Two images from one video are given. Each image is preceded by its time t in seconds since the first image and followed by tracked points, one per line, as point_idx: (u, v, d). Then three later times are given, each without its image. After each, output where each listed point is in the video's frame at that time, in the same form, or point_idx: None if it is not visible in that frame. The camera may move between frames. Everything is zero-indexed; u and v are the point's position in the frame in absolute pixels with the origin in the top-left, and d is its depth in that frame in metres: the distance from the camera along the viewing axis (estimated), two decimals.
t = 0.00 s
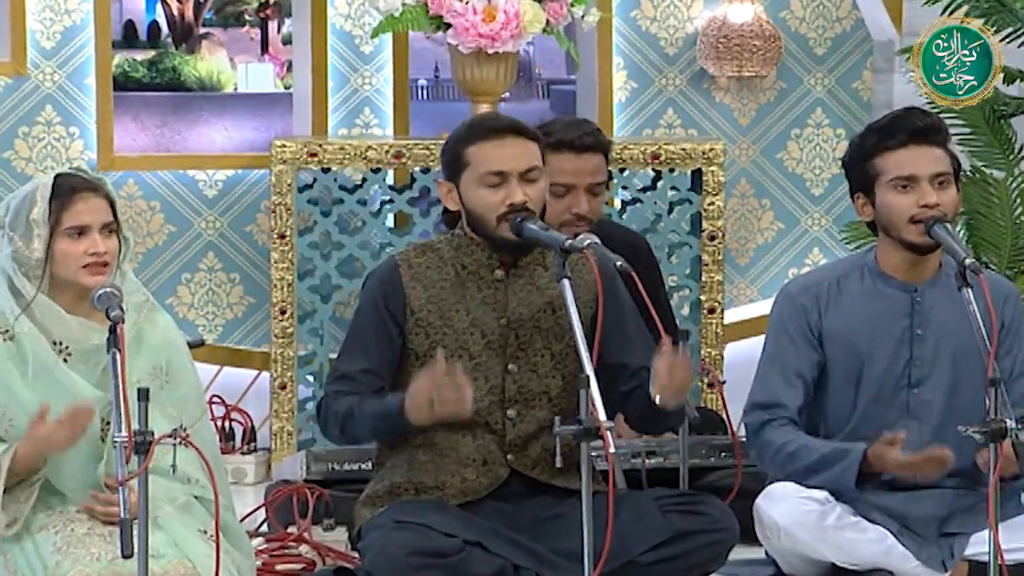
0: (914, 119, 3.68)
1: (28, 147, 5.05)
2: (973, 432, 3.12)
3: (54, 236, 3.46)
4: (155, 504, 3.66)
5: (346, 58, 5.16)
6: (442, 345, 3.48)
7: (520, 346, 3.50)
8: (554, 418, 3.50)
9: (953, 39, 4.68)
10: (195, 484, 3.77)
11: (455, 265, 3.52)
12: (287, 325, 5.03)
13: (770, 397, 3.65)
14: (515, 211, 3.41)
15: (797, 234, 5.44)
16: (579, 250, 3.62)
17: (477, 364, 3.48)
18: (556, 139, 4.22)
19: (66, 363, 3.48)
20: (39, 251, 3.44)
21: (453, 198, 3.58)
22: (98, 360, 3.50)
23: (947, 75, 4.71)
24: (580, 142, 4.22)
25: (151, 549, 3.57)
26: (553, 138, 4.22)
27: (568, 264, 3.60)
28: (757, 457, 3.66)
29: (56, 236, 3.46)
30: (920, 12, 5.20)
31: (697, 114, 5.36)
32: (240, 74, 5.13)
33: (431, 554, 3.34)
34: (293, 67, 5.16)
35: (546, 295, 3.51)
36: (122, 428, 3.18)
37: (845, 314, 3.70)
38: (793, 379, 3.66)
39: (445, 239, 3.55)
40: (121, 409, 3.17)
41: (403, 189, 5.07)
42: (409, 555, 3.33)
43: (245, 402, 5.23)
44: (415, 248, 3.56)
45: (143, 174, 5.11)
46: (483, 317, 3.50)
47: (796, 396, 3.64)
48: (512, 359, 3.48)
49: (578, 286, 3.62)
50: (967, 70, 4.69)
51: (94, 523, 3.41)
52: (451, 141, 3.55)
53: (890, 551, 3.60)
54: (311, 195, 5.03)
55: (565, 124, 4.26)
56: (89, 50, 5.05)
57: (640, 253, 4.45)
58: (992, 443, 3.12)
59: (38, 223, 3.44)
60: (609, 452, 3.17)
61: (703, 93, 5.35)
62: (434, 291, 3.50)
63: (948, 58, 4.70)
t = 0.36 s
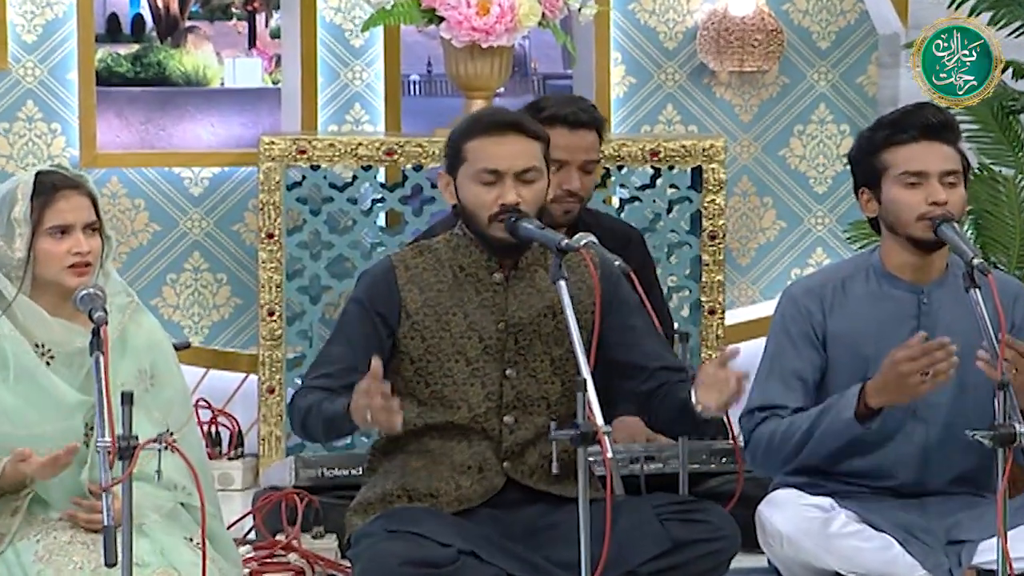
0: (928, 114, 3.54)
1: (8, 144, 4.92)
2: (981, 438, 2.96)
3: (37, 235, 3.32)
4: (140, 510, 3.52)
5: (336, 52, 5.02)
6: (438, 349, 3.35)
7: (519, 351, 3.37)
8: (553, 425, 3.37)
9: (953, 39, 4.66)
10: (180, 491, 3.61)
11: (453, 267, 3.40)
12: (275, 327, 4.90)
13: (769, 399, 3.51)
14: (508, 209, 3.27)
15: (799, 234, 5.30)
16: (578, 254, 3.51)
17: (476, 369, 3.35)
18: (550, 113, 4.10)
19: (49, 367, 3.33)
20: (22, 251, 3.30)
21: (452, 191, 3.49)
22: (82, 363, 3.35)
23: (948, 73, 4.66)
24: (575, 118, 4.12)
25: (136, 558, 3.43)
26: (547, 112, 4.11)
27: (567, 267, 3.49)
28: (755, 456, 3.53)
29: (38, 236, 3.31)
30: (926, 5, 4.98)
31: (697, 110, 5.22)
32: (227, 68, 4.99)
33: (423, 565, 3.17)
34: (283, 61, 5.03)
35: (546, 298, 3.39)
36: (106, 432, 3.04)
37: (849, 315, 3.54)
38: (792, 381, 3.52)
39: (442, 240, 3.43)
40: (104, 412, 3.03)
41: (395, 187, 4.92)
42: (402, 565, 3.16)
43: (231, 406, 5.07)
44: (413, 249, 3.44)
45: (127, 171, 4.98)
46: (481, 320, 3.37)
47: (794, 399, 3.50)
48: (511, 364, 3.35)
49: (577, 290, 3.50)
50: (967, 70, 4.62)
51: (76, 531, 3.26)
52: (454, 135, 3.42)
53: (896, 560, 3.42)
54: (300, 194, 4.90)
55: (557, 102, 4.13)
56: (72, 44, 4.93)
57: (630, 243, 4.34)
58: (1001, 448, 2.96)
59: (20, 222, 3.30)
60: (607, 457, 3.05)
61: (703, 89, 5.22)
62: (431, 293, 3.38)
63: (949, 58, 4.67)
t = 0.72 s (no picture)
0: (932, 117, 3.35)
1: None
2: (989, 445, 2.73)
3: (19, 237, 3.17)
4: (124, 520, 3.37)
5: (326, 48, 4.88)
6: (434, 352, 3.23)
7: (518, 354, 3.26)
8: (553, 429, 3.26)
9: (953, 39, 4.61)
10: (167, 499, 3.48)
11: (450, 268, 3.29)
12: (264, 331, 4.74)
13: (770, 410, 3.15)
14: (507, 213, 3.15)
15: (804, 234, 5.16)
16: (580, 254, 3.40)
17: (474, 374, 3.24)
18: (549, 105, 3.90)
19: (30, 372, 3.18)
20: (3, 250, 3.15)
21: (449, 186, 3.37)
22: (65, 368, 3.21)
23: (947, 74, 4.59)
24: (575, 110, 3.91)
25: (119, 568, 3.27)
26: (546, 104, 3.90)
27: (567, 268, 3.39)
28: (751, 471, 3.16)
29: (21, 237, 3.16)
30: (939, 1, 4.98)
31: (698, 107, 5.08)
32: (214, 64, 4.86)
33: None
34: (271, 56, 4.88)
35: (546, 298, 3.28)
36: (89, 439, 2.89)
37: (855, 321, 3.18)
38: (791, 391, 3.15)
39: (440, 239, 3.32)
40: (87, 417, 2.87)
41: (387, 187, 4.78)
42: None
43: (218, 413, 4.92)
44: (409, 248, 3.34)
45: (112, 171, 4.85)
46: (479, 322, 3.26)
47: (794, 410, 3.14)
48: (510, 368, 3.24)
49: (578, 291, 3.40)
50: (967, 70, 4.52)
51: (59, 541, 3.10)
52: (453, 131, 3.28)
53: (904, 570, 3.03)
54: (290, 193, 4.75)
55: (560, 93, 3.93)
56: (55, 38, 4.80)
57: (639, 244, 4.19)
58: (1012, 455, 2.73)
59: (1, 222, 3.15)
60: (606, 464, 2.94)
61: (704, 85, 5.08)
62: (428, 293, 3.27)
63: (948, 58, 4.62)
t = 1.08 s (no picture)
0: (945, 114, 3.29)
1: None
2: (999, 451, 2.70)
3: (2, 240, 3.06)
4: (108, 529, 3.27)
5: (317, 43, 4.76)
6: (425, 356, 3.18)
7: (512, 357, 3.21)
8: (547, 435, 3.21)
9: (953, 39, 4.30)
10: (152, 507, 3.39)
11: (441, 269, 3.24)
12: (252, 335, 4.60)
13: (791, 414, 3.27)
14: (504, 208, 3.10)
15: (809, 235, 5.02)
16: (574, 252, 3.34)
17: (466, 377, 3.19)
18: (582, 129, 3.74)
19: (10, 380, 3.11)
20: None
21: (437, 185, 3.30)
22: (47, 375, 3.13)
23: (947, 75, 4.32)
24: (608, 135, 3.74)
25: None
26: (579, 127, 3.75)
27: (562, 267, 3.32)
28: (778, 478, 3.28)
29: (5, 239, 3.06)
30: None
31: (700, 105, 4.94)
32: (201, 60, 4.71)
33: None
34: (259, 51, 4.74)
35: (538, 300, 3.23)
36: (72, 448, 2.84)
37: (863, 323, 3.30)
38: (810, 394, 3.27)
39: (429, 240, 3.27)
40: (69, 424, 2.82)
41: (379, 186, 4.64)
42: None
43: (205, 419, 4.78)
44: (399, 250, 3.29)
45: (95, 170, 4.70)
46: (471, 325, 3.20)
47: (811, 411, 3.26)
48: (503, 371, 3.19)
49: (572, 290, 3.33)
50: (968, 70, 4.28)
51: (39, 552, 3.04)
52: (440, 126, 3.24)
53: None
54: (279, 193, 4.61)
55: (595, 113, 3.77)
56: (36, 33, 4.66)
57: (661, 261, 4.12)
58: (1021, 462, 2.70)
59: None
60: (604, 473, 2.82)
61: (706, 82, 4.94)
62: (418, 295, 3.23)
63: (948, 59, 4.32)
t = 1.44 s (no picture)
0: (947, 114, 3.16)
1: None
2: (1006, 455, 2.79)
3: None
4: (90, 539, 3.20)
5: (306, 39, 4.64)
6: (415, 360, 3.10)
7: (504, 362, 3.13)
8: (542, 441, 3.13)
9: (954, 38, 4.07)
10: (134, 514, 3.32)
11: (432, 272, 3.18)
12: (239, 340, 4.47)
13: (798, 421, 3.15)
14: (497, 207, 3.07)
15: (811, 236, 4.89)
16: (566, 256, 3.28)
17: (457, 383, 3.11)
18: (603, 153, 3.68)
19: None
20: None
21: (426, 187, 3.24)
22: (23, 379, 3.13)
23: (945, 75, 4.09)
24: (631, 161, 3.67)
25: None
26: (600, 152, 3.69)
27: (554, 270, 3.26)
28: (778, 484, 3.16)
29: None
30: None
31: (700, 102, 4.82)
32: (186, 57, 4.58)
33: None
34: (246, 47, 4.60)
35: (531, 303, 3.16)
36: (55, 454, 2.79)
37: (869, 327, 3.17)
38: (815, 400, 3.15)
39: (418, 242, 3.21)
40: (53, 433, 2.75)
41: (370, 186, 4.51)
42: None
43: (190, 426, 4.65)
44: (388, 253, 3.23)
45: (78, 169, 4.58)
46: (462, 329, 3.13)
47: (819, 418, 3.14)
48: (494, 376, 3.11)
49: (564, 294, 3.26)
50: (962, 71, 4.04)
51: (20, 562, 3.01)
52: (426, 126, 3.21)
53: None
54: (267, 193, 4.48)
55: (615, 137, 3.72)
56: (16, 29, 4.53)
57: (674, 268, 4.12)
58: None
59: None
60: (601, 482, 2.71)
61: (707, 80, 4.82)
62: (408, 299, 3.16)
63: (947, 60, 4.09)
